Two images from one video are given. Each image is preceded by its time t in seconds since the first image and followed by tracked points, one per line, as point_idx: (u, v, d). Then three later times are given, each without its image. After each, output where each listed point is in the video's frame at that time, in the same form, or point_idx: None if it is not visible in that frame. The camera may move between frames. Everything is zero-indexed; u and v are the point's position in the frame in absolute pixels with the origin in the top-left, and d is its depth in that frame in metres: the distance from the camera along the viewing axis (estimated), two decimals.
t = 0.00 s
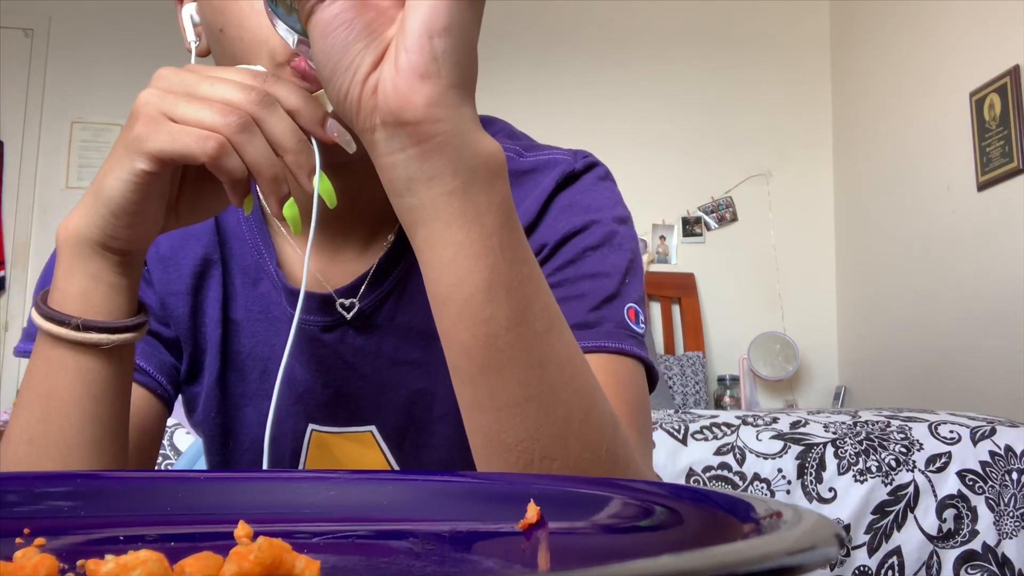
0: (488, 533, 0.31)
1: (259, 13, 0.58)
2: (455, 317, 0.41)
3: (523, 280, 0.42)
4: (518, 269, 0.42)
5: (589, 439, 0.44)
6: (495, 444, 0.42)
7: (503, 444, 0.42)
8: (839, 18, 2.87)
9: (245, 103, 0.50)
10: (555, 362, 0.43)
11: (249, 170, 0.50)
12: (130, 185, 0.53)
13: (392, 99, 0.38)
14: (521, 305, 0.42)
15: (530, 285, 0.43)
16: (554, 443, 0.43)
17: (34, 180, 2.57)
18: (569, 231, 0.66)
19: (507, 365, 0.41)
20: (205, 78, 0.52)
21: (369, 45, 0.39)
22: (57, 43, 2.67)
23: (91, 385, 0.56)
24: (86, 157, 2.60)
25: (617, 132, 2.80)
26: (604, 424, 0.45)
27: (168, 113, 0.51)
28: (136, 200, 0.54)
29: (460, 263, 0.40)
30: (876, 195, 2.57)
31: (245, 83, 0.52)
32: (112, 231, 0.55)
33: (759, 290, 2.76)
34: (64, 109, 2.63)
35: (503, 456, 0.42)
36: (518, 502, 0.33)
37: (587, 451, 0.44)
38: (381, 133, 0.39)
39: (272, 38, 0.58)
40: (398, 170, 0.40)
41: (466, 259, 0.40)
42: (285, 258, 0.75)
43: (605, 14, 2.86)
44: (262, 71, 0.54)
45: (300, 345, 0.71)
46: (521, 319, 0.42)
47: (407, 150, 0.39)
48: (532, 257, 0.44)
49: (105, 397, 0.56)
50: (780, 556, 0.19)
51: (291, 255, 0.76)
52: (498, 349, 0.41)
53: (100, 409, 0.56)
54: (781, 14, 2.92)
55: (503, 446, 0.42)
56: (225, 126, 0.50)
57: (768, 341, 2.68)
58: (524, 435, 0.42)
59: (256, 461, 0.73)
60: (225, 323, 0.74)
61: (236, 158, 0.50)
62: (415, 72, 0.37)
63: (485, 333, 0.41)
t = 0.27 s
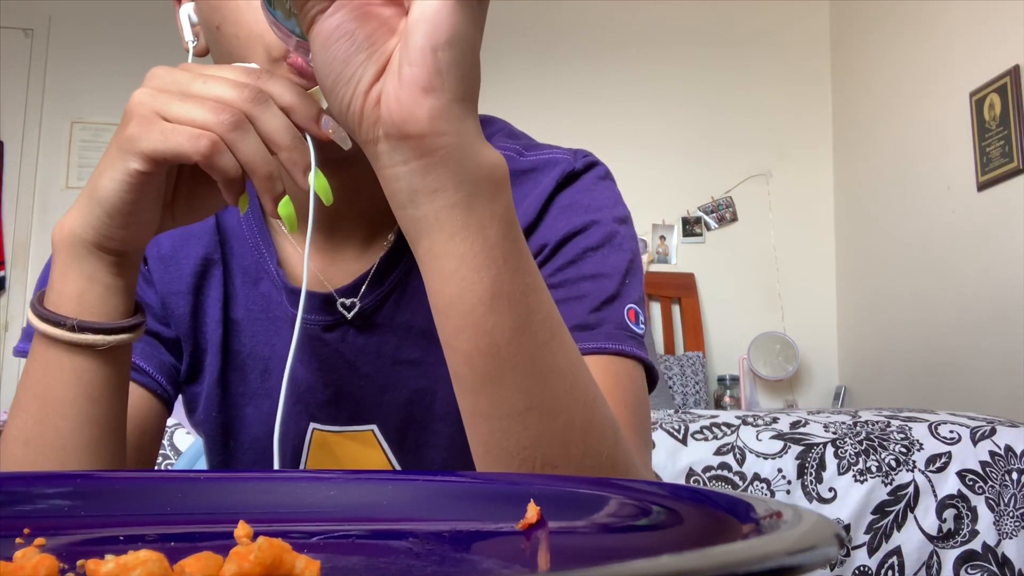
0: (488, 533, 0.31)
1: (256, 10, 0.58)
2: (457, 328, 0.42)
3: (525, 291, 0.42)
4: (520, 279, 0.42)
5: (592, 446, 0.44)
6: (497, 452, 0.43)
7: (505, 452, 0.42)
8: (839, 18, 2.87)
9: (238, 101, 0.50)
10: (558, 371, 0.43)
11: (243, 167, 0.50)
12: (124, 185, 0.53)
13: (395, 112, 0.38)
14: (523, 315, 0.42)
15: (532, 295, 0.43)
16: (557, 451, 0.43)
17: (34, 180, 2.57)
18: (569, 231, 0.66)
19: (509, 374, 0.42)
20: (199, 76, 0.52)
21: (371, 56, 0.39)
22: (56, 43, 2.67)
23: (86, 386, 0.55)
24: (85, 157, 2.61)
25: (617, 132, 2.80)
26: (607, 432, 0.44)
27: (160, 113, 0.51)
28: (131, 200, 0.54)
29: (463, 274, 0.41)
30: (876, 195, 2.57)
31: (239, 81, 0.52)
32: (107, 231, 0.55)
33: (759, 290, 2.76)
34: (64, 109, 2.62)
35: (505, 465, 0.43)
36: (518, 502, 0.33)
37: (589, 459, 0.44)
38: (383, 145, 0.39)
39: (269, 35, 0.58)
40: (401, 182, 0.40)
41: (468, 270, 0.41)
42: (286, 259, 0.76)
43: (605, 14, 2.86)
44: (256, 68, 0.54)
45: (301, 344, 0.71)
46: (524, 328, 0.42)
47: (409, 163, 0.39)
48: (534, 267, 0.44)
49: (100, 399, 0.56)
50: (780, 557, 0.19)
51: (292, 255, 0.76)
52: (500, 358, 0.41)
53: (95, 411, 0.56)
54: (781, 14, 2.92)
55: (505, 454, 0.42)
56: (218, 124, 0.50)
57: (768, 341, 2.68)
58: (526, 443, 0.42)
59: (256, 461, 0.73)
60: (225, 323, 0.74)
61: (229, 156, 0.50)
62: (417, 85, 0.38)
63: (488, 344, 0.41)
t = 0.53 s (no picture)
0: (488, 533, 0.31)
1: (256, 11, 0.58)
2: (458, 341, 0.42)
3: (527, 304, 0.42)
4: (522, 293, 0.42)
5: (589, 456, 0.44)
6: (496, 463, 0.43)
7: (504, 462, 0.43)
8: (839, 18, 2.87)
9: (235, 100, 0.51)
10: (558, 384, 0.43)
11: (240, 167, 0.50)
12: (121, 186, 0.53)
13: (400, 128, 0.39)
14: (525, 329, 0.42)
15: (534, 308, 0.43)
16: (556, 461, 0.43)
17: (34, 180, 2.57)
18: (569, 233, 0.66)
19: (510, 387, 0.42)
20: (196, 75, 0.52)
21: (375, 70, 0.39)
22: (56, 42, 2.67)
23: (84, 387, 0.55)
24: (85, 157, 2.61)
25: (617, 132, 2.80)
26: (605, 443, 0.45)
27: (157, 112, 0.51)
28: (128, 201, 0.54)
29: (465, 289, 0.41)
30: (876, 194, 2.57)
31: (235, 80, 0.52)
32: (105, 232, 0.55)
33: (759, 290, 2.76)
34: (64, 109, 2.62)
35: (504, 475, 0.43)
36: (518, 502, 0.33)
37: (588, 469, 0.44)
38: (388, 159, 0.40)
39: (268, 36, 0.58)
40: (405, 197, 0.40)
41: (471, 285, 0.41)
42: (288, 259, 0.75)
43: (605, 14, 2.86)
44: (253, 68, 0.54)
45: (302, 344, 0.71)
46: (525, 342, 0.42)
47: (414, 178, 0.40)
48: (536, 281, 0.44)
49: (98, 399, 0.56)
50: (780, 556, 0.19)
51: (293, 255, 0.74)
52: (501, 371, 0.41)
53: (93, 411, 0.56)
54: (781, 15, 2.92)
55: (504, 464, 0.43)
56: (214, 124, 0.50)
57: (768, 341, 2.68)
58: (525, 453, 0.42)
59: (257, 461, 0.73)
60: (225, 323, 0.74)
61: (226, 156, 0.50)
62: (423, 101, 0.38)
63: (489, 356, 0.41)
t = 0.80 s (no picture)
0: (488, 533, 0.31)
1: (259, 14, 0.58)
2: (459, 343, 0.42)
3: (528, 306, 0.42)
4: (523, 294, 0.42)
5: (589, 458, 0.44)
6: (495, 466, 0.43)
7: (503, 465, 0.42)
8: (838, 17, 2.87)
9: (238, 101, 0.51)
10: (558, 386, 0.43)
11: (244, 169, 0.50)
12: (124, 187, 0.53)
13: (402, 129, 0.39)
14: (525, 330, 0.42)
15: (534, 310, 0.43)
16: (556, 463, 0.43)
17: (34, 180, 2.57)
18: (569, 234, 0.66)
19: (510, 389, 0.42)
20: (199, 77, 0.52)
21: (378, 71, 0.39)
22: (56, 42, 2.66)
23: (85, 388, 0.55)
24: (85, 156, 2.61)
25: (617, 132, 2.80)
26: (606, 445, 0.45)
27: (160, 114, 0.51)
28: (130, 202, 0.54)
29: (466, 291, 0.41)
30: (876, 194, 2.57)
31: (239, 81, 0.52)
32: (107, 233, 0.55)
33: (759, 290, 2.76)
34: (64, 109, 2.62)
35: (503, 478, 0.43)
36: (518, 502, 0.33)
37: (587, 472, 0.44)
38: (389, 160, 0.40)
39: (270, 38, 0.58)
40: (406, 198, 0.40)
41: (472, 287, 0.41)
42: (288, 260, 0.75)
43: (605, 14, 2.86)
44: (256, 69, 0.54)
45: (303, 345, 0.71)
46: (525, 344, 0.42)
47: (415, 178, 0.40)
48: (537, 283, 0.44)
49: (99, 400, 0.56)
50: (781, 557, 0.19)
51: (292, 255, 0.75)
52: (502, 373, 0.42)
53: (94, 413, 0.56)
54: (781, 15, 2.92)
55: (503, 467, 0.42)
56: (219, 126, 0.50)
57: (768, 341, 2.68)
58: (524, 456, 0.42)
59: (257, 462, 0.73)
60: (225, 323, 0.74)
61: (230, 158, 0.50)
62: (425, 102, 0.38)
63: (489, 358, 0.41)
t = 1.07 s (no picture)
0: (488, 533, 0.31)
1: (260, 15, 0.58)
2: (461, 326, 0.42)
3: (530, 290, 0.43)
4: (526, 278, 0.42)
5: (592, 447, 0.44)
6: (498, 453, 0.43)
7: (505, 452, 0.42)
8: (839, 18, 2.87)
9: (242, 99, 0.51)
10: (560, 373, 0.43)
11: (248, 166, 0.50)
12: (128, 187, 0.53)
13: (406, 110, 0.38)
14: (527, 315, 0.42)
15: (537, 295, 0.43)
16: (558, 451, 0.43)
17: (34, 179, 2.57)
18: (568, 233, 0.66)
19: (514, 374, 0.42)
20: (203, 76, 0.52)
21: (383, 53, 0.39)
22: (56, 42, 2.66)
23: (89, 389, 0.55)
24: (85, 157, 2.61)
25: (617, 132, 2.80)
26: (609, 435, 0.45)
27: (164, 113, 0.51)
28: (135, 203, 0.54)
29: (469, 273, 0.41)
30: (876, 195, 2.57)
31: (242, 79, 0.52)
32: (110, 233, 0.55)
33: (759, 290, 2.76)
34: (64, 109, 2.62)
35: (506, 465, 0.42)
36: (518, 502, 0.33)
37: (590, 461, 0.44)
38: (392, 142, 0.40)
39: (272, 39, 0.58)
40: (409, 179, 0.40)
41: (475, 269, 0.41)
42: (288, 259, 0.75)
43: (605, 15, 2.86)
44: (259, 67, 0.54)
45: (303, 345, 0.71)
46: (528, 328, 0.42)
47: (419, 160, 0.39)
48: (540, 269, 0.44)
49: (103, 401, 0.56)
50: (781, 556, 0.19)
51: (292, 255, 0.75)
52: (505, 358, 0.42)
53: (98, 414, 0.56)
54: (782, 16, 2.92)
55: (506, 454, 0.42)
56: (222, 123, 0.50)
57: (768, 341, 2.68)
58: (527, 443, 0.42)
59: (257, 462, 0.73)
60: (225, 323, 0.74)
61: (235, 156, 0.50)
62: (429, 82, 0.38)
63: (492, 342, 0.41)
